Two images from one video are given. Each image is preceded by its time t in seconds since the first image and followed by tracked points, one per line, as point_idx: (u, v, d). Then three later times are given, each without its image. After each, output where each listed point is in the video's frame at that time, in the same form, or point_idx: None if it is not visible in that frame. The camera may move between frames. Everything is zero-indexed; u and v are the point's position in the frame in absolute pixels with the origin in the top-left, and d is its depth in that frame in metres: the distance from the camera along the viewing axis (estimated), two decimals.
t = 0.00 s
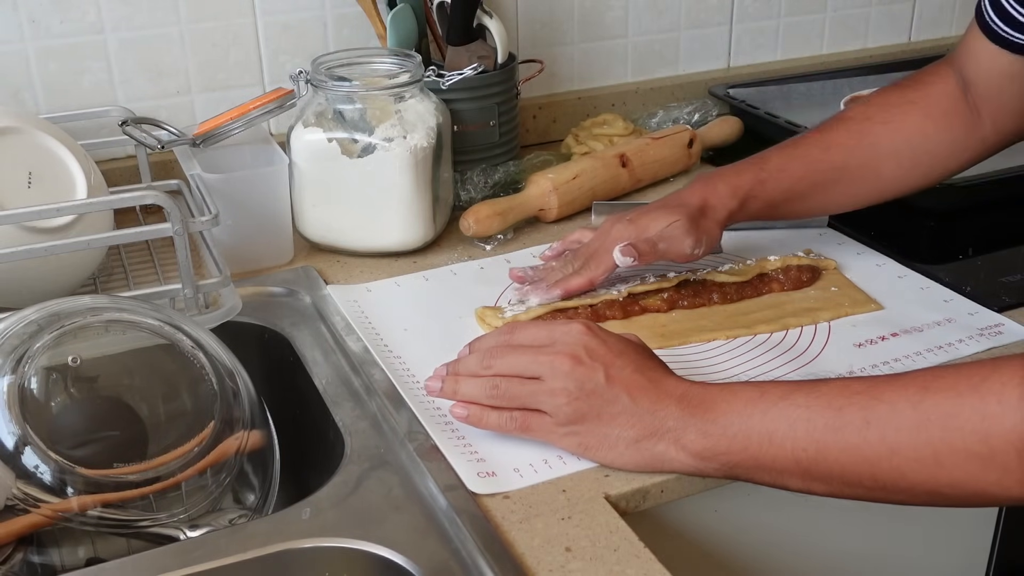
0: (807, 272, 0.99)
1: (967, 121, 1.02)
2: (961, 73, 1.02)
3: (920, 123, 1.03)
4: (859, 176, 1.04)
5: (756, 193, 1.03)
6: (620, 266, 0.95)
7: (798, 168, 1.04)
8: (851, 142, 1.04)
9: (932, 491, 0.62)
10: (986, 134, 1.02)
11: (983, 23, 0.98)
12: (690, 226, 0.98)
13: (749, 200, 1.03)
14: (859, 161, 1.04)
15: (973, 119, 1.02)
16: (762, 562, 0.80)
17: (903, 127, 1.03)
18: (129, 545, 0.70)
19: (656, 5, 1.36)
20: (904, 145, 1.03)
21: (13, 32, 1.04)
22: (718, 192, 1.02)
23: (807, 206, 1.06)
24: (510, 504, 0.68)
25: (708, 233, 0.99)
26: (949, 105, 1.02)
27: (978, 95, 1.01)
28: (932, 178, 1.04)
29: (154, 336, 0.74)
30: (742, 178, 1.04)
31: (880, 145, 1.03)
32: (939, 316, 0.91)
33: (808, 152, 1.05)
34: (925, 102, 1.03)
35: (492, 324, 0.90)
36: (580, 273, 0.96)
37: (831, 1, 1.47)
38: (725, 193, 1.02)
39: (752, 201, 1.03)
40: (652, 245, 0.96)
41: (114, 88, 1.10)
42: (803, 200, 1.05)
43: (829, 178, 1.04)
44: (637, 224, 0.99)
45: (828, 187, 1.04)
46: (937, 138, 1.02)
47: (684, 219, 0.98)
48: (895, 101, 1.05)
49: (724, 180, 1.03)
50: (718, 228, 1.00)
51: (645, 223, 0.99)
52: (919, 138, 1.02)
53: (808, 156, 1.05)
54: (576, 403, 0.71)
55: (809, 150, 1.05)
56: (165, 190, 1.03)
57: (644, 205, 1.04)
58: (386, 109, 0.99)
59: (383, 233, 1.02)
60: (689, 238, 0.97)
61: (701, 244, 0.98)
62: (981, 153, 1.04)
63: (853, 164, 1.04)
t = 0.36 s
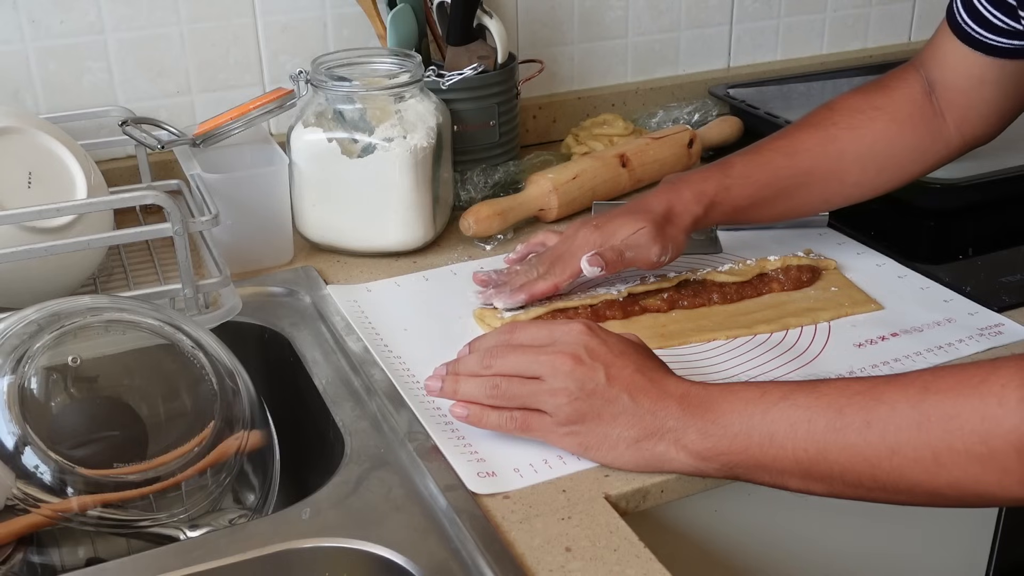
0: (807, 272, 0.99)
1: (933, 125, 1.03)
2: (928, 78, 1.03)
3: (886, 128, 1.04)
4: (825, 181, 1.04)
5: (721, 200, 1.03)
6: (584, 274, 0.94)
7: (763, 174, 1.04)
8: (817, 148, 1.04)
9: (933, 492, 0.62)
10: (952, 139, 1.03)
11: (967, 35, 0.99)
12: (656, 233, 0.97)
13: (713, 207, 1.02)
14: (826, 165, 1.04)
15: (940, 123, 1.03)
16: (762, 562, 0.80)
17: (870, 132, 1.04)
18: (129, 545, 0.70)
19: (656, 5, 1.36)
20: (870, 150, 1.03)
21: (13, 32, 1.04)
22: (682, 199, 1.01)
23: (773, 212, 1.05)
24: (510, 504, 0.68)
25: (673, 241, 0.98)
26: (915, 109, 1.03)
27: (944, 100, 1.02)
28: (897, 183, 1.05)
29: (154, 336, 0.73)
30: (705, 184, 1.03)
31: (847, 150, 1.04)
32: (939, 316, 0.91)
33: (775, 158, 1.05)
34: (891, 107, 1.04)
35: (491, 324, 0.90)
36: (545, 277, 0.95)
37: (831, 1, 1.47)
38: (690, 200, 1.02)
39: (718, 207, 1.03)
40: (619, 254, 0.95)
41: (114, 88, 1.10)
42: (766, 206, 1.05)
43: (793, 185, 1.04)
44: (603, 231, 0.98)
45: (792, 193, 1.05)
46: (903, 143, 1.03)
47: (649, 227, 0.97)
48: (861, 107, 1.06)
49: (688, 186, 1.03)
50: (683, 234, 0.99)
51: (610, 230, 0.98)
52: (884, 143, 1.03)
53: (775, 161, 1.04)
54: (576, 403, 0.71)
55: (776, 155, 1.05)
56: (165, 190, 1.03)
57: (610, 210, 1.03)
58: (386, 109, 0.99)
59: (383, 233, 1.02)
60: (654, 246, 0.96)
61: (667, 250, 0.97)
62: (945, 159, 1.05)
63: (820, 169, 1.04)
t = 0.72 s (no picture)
0: (807, 272, 0.99)
1: (929, 125, 1.03)
2: (925, 79, 1.03)
3: (882, 128, 1.04)
4: (822, 180, 1.04)
5: (717, 199, 1.03)
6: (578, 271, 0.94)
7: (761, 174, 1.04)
8: (814, 147, 1.04)
9: (932, 492, 0.62)
10: (948, 139, 1.03)
11: (964, 35, 0.99)
12: (650, 229, 0.97)
13: (709, 205, 1.02)
14: (822, 164, 1.04)
15: (936, 123, 1.03)
16: (761, 562, 0.80)
17: (865, 132, 1.04)
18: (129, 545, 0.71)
19: (656, 5, 1.36)
20: (867, 150, 1.03)
21: (13, 32, 1.04)
22: (678, 196, 1.01)
23: (770, 211, 1.05)
24: (510, 504, 0.68)
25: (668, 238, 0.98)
26: (912, 110, 1.03)
27: (940, 99, 1.02)
28: (894, 183, 1.04)
29: (154, 336, 0.73)
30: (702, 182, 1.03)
31: (843, 150, 1.04)
32: (939, 316, 0.91)
33: (770, 157, 1.04)
34: (888, 108, 1.04)
35: (491, 325, 0.90)
36: (540, 274, 0.95)
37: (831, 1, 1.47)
38: (686, 198, 1.01)
39: (713, 205, 1.02)
40: (612, 249, 0.95)
41: (114, 88, 1.10)
42: (762, 204, 1.05)
43: (790, 183, 1.04)
44: (598, 229, 0.98)
45: (788, 192, 1.04)
46: (899, 144, 1.03)
47: (642, 223, 0.97)
48: (856, 107, 1.06)
49: (684, 184, 1.03)
50: (679, 231, 0.99)
51: (605, 228, 0.98)
52: (881, 143, 1.03)
53: (771, 161, 1.04)
54: (575, 403, 0.71)
55: (773, 155, 1.05)
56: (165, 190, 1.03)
57: (608, 209, 1.02)
58: (386, 109, 0.99)
59: (384, 233, 1.02)
60: (649, 241, 0.96)
61: (662, 245, 0.97)
62: (942, 160, 1.05)
63: (816, 168, 1.04)
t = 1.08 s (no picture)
0: (807, 272, 0.99)
1: (1010, 116, 1.01)
2: (1001, 69, 1.01)
3: (963, 121, 1.03)
4: (902, 171, 1.04)
5: (800, 190, 1.04)
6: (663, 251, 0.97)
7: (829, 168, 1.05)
8: (895, 140, 1.05)
9: (932, 491, 0.62)
10: None
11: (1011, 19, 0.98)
12: (736, 214, 0.98)
13: (793, 196, 1.04)
14: (902, 156, 1.04)
15: (1016, 114, 1.01)
16: (761, 562, 0.80)
17: (946, 124, 1.03)
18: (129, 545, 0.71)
19: (656, 5, 1.36)
20: (946, 144, 1.03)
21: (13, 32, 1.04)
22: (762, 187, 1.03)
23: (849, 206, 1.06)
24: (510, 504, 0.68)
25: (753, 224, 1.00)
26: (992, 102, 1.02)
27: (1020, 92, 1.00)
28: (975, 174, 1.04)
29: (154, 336, 0.73)
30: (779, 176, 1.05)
31: (924, 143, 1.04)
32: (939, 316, 0.91)
33: (855, 149, 1.06)
34: (968, 99, 1.03)
35: (491, 324, 0.90)
36: (622, 249, 0.98)
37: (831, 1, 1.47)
38: (769, 189, 1.03)
39: (798, 196, 1.04)
40: (698, 232, 0.96)
41: (114, 88, 1.10)
42: (846, 198, 1.05)
43: (872, 176, 1.04)
44: (684, 213, 1.00)
45: (874, 184, 1.04)
46: (979, 137, 1.02)
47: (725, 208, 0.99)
48: (937, 98, 1.05)
49: (767, 177, 1.05)
50: (763, 221, 1.01)
51: (691, 212, 1.00)
52: (961, 136, 1.03)
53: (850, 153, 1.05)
54: (575, 403, 0.71)
55: (851, 147, 1.06)
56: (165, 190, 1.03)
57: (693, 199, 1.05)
58: (386, 109, 0.99)
59: (384, 233, 1.02)
60: (735, 225, 0.98)
61: (747, 232, 0.98)
62: (1023, 148, 1.04)
63: (897, 162, 1.04)
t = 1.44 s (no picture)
0: (808, 272, 0.99)
1: None
2: None
3: (1005, 113, 1.02)
4: (946, 165, 1.04)
5: (843, 183, 1.03)
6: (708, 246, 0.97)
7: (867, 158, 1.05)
8: (938, 133, 1.04)
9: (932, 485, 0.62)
10: None
11: None
12: (779, 208, 0.99)
13: (835, 190, 1.03)
14: (947, 149, 1.03)
15: None
16: (761, 563, 0.80)
17: (989, 116, 1.02)
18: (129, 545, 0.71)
19: (656, 5, 1.36)
20: (989, 136, 1.02)
21: (12, 32, 1.04)
22: (805, 180, 1.03)
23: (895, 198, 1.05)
24: (510, 504, 0.68)
25: (796, 218, 1.00)
26: None
27: None
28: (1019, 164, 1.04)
29: (154, 336, 0.73)
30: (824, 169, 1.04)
31: (967, 135, 1.03)
32: (939, 316, 0.91)
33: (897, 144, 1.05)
34: (1010, 90, 1.03)
35: (491, 324, 0.90)
36: (667, 248, 0.99)
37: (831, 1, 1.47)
38: (812, 182, 1.03)
39: (840, 190, 1.03)
40: (740, 226, 0.98)
41: (114, 88, 1.10)
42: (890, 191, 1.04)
43: (916, 169, 1.04)
44: (726, 207, 1.01)
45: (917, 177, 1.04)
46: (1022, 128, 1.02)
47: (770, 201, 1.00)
48: (981, 90, 1.04)
49: (810, 170, 1.04)
50: (804, 215, 1.01)
51: (734, 206, 1.00)
52: (1004, 128, 1.02)
53: (892, 147, 1.05)
54: (575, 403, 0.71)
55: (894, 141, 1.05)
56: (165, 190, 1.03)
57: (732, 192, 1.05)
58: (386, 109, 0.99)
59: (384, 233, 1.02)
60: (778, 218, 0.99)
61: (789, 225, 1.00)
62: None
63: (940, 155, 1.03)
